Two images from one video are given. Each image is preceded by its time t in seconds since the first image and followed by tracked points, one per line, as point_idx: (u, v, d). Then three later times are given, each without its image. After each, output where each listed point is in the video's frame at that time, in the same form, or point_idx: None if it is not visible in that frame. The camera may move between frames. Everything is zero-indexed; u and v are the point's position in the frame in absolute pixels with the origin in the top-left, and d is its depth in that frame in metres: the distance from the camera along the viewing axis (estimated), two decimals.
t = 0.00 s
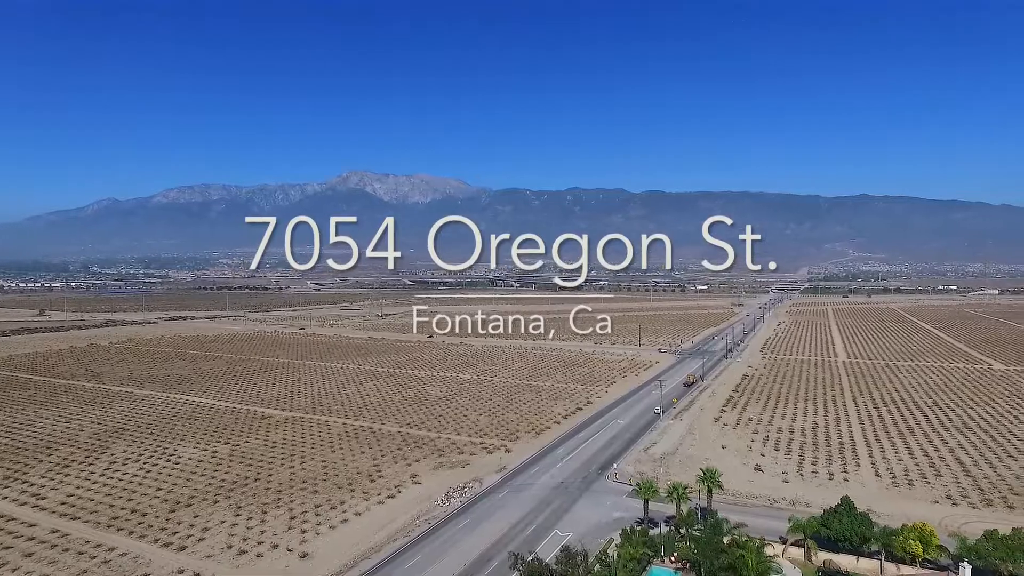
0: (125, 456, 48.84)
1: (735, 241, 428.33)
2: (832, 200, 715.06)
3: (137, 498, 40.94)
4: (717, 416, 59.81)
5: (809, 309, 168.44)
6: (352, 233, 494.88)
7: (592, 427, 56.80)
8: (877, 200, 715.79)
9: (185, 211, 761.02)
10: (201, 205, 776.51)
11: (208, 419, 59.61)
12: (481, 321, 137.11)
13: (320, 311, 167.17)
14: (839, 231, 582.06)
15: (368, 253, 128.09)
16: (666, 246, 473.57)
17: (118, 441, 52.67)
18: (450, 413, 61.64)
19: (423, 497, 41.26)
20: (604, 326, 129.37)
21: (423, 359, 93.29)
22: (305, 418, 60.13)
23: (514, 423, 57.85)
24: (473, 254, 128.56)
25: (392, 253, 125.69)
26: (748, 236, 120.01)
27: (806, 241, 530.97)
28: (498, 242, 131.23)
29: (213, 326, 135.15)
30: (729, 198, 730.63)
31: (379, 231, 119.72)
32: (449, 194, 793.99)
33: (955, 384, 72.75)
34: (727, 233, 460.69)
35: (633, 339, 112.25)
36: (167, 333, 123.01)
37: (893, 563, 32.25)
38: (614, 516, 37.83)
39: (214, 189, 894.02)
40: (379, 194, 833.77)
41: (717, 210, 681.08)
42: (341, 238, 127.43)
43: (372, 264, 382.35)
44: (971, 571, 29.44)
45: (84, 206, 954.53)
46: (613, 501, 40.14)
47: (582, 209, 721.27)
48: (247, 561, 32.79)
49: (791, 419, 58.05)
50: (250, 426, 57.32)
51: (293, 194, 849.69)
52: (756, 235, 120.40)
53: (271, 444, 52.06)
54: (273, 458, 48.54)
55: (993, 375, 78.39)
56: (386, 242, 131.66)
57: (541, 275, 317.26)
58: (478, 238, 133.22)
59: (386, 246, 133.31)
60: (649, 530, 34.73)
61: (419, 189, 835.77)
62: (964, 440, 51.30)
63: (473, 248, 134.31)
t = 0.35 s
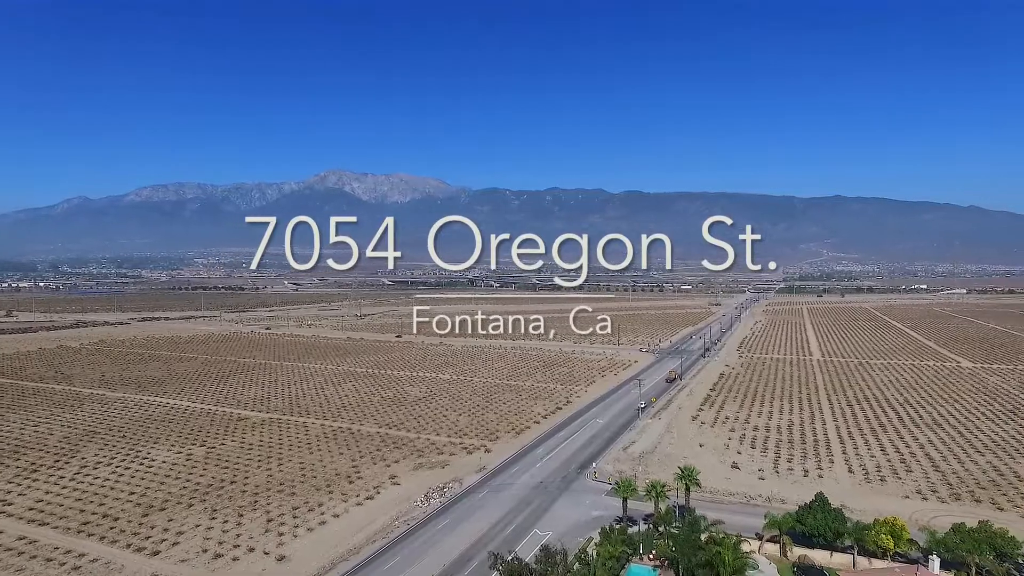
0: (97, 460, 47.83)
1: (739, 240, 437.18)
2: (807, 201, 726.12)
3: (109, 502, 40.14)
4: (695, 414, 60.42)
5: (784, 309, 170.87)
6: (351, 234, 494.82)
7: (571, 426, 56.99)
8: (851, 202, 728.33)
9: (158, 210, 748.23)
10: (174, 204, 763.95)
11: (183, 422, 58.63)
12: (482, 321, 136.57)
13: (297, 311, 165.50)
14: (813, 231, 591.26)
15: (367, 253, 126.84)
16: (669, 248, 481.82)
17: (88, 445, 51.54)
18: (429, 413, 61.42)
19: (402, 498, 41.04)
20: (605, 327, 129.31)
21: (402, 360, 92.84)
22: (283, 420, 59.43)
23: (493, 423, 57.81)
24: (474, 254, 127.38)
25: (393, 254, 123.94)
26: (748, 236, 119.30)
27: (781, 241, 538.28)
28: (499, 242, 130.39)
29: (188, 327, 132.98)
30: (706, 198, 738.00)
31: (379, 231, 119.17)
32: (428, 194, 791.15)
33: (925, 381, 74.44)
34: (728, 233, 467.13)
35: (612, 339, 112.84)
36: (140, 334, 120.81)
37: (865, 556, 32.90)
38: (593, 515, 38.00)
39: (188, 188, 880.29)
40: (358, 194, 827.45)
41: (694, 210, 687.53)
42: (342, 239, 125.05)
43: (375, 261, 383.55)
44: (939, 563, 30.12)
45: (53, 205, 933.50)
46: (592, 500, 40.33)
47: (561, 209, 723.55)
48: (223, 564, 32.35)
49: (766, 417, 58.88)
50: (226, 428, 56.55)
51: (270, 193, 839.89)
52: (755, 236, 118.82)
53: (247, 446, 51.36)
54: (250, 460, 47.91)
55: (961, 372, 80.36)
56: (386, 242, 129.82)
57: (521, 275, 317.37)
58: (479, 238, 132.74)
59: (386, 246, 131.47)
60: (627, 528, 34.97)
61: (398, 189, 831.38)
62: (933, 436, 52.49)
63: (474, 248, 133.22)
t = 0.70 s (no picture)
0: (68, 463, 46.89)
1: (741, 239, 445.67)
2: (784, 202, 736.42)
3: (81, 506, 39.36)
4: (674, 413, 60.99)
5: (761, 308, 173.21)
6: (353, 235, 500.00)
7: (552, 425, 57.17)
8: (827, 203, 739.57)
9: (131, 209, 734.80)
10: (149, 203, 751.40)
11: (158, 424, 57.66)
12: (482, 321, 136.31)
13: (275, 312, 163.76)
14: (790, 232, 599.63)
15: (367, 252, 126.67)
16: (671, 247, 489.20)
17: (60, 448, 50.47)
18: (410, 413, 61.17)
19: (383, 498, 40.84)
20: (605, 327, 129.48)
21: (381, 360, 92.34)
22: (261, 421, 58.78)
23: (474, 423, 57.78)
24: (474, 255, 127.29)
25: (393, 253, 123.12)
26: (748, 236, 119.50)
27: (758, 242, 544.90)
28: (500, 242, 130.07)
29: (164, 327, 130.92)
30: (685, 199, 744.57)
31: (380, 230, 119.00)
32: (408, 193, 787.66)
33: (897, 379, 75.92)
34: (728, 233, 477.78)
35: (592, 338, 113.38)
36: (113, 335, 118.63)
37: (840, 552, 33.45)
38: (574, 513, 38.20)
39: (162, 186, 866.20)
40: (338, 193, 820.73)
41: (673, 211, 693.37)
42: (341, 239, 124.85)
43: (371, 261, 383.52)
44: (911, 557, 30.72)
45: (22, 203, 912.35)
46: (573, 498, 40.55)
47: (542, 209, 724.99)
48: (199, 568, 31.91)
49: (745, 415, 59.59)
50: (202, 430, 55.75)
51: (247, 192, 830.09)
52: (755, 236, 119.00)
53: (224, 447, 50.74)
54: (227, 462, 47.33)
55: (932, 370, 82.07)
56: (386, 242, 128.99)
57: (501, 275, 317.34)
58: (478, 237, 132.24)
59: (386, 246, 130.64)
60: (608, 526, 35.16)
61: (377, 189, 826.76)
62: (906, 433, 53.57)
63: (474, 248, 132.65)
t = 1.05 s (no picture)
0: (34, 468, 45.70)
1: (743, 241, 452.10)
2: (758, 203, 747.51)
3: (47, 512, 38.42)
4: (651, 412, 61.54)
5: (736, 307, 175.71)
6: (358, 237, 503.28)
7: (530, 425, 57.30)
8: (800, 204, 751.68)
9: (100, 207, 718.64)
10: (118, 201, 735.46)
11: (128, 427, 56.50)
12: (482, 321, 136.02)
13: (250, 312, 161.61)
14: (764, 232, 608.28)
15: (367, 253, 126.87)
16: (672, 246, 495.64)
17: (25, 453, 49.18)
18: (387, 414, 60.81)
19: (360, 500, 40.55)
20: (605, 327, 129.83)
21: (358, 360, 91.56)
22: (235, 423, 57.95)
23: (452, 423, 57.66)
24: (474, 255, 127.43)
25: (395, 253, 122.64)
26: (748, 236, 119.91)
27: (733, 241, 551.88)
28: (499, 242, 130.13)
29: (136, 328, 128.28)
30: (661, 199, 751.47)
31: (380, 230, 118.62)
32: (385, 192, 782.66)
33: (868, 377, 77.64)
34: (729, 233, 487.84)
35: (570, 338, 113.91)
36: (82, 335, 116.11)
37: (813, 547, 34.04)
38: (552, 513, 38.31)
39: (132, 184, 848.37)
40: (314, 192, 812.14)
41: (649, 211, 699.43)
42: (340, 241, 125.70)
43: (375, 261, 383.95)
44: (881, 551, 31.36)
45: None
46: (551, 497, 40.68)
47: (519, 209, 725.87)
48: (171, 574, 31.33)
49: (720, 413, 60.30)
50: (175, 433, 54.77)
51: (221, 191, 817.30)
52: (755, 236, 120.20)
53: (197, 450, 49.93)
54: (200, 465, 46.58)
55: (900, 368, 84.11)
56: (387, 242, 128.40)
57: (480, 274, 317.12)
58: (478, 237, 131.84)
59: (387, 246, 130.25)
60: (585, 525, 35.34)
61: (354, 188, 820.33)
62: (876, 429, 54.71)
63: (473, 248, 132.08)
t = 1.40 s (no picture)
0: (6, 473, 44.74)
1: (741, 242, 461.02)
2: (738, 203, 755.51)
3: (20, 517, 37.63)
4: (633, 410, 61.97)
5: (716, 307, 177.46)
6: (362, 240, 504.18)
7: (513, 424, 57.36)
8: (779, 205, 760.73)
9: (74, 206, 704.58)
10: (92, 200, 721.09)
11: (103, 429, 55.53)
12: (482, 321, 135.71)
13: (229, 312, 159.67)
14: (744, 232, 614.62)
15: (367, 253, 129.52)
16: (673, 248, 502.04)
17: None
18: (369, 414, 60.51)
19: (342, 501, 40.28)
20: (606, 327, 129.81)
21: (340, 361, 90.96)
22: (214, 425, 57.25)
23: (435, 423, 57.52)
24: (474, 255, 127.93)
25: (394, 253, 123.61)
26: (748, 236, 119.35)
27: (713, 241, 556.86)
28: (499, 242, 130.71)
29: (113, 328, 126.21)
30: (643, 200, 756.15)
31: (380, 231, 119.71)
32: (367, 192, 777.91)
33: (845, 375, 78.89)
34: (729, 234, 497.75)
35: (553, 337, 114.18)
36: (55, 337, 113.89)
37: (791, 543, 34.43)
38: (535, 512, 38.37)
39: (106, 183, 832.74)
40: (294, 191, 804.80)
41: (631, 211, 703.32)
42: (342, 238, 128.47)
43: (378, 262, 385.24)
44: (858, 547, 31.83)
45: None
46: (533, 497, 40.79)
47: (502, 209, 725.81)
48: None
49: (701, 412, 60.83)
50: (152, 435, 53.89)
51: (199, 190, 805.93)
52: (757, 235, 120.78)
53: (176, 452, 49.23)
54: (179, 467, 45.97)
55: (876, 366, 85.56)
56: (386, 241, 131.18)
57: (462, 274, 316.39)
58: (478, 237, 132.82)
59: (387, 246, 133.25)
60: (568, 524, 35.43)
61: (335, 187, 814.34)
62: (852, 427, 55.59)
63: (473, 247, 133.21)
